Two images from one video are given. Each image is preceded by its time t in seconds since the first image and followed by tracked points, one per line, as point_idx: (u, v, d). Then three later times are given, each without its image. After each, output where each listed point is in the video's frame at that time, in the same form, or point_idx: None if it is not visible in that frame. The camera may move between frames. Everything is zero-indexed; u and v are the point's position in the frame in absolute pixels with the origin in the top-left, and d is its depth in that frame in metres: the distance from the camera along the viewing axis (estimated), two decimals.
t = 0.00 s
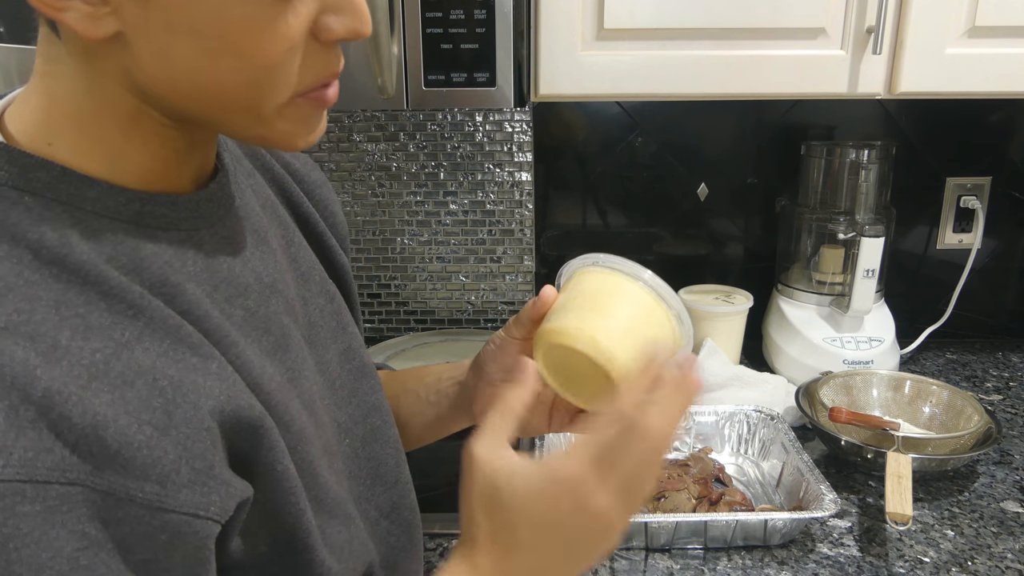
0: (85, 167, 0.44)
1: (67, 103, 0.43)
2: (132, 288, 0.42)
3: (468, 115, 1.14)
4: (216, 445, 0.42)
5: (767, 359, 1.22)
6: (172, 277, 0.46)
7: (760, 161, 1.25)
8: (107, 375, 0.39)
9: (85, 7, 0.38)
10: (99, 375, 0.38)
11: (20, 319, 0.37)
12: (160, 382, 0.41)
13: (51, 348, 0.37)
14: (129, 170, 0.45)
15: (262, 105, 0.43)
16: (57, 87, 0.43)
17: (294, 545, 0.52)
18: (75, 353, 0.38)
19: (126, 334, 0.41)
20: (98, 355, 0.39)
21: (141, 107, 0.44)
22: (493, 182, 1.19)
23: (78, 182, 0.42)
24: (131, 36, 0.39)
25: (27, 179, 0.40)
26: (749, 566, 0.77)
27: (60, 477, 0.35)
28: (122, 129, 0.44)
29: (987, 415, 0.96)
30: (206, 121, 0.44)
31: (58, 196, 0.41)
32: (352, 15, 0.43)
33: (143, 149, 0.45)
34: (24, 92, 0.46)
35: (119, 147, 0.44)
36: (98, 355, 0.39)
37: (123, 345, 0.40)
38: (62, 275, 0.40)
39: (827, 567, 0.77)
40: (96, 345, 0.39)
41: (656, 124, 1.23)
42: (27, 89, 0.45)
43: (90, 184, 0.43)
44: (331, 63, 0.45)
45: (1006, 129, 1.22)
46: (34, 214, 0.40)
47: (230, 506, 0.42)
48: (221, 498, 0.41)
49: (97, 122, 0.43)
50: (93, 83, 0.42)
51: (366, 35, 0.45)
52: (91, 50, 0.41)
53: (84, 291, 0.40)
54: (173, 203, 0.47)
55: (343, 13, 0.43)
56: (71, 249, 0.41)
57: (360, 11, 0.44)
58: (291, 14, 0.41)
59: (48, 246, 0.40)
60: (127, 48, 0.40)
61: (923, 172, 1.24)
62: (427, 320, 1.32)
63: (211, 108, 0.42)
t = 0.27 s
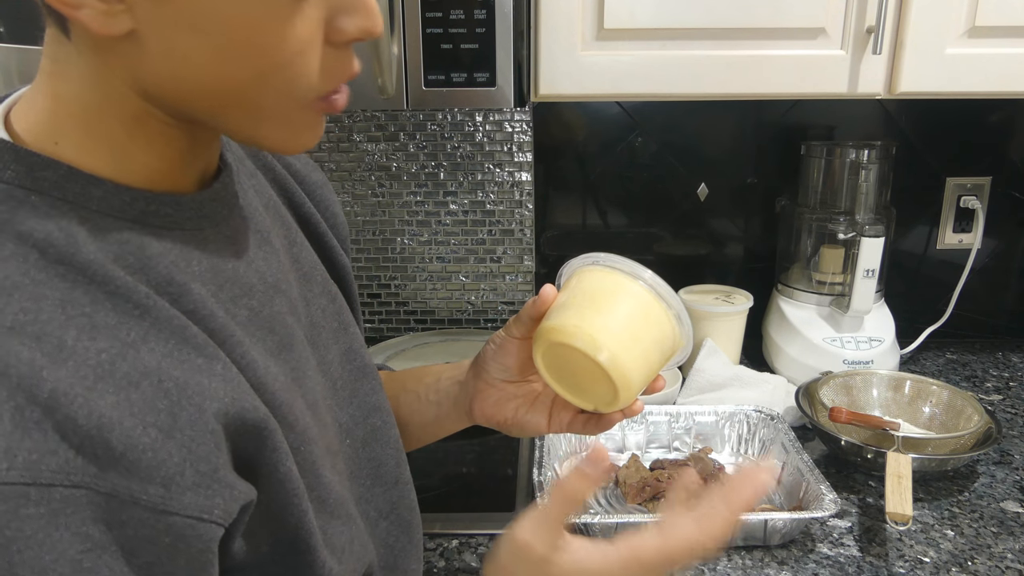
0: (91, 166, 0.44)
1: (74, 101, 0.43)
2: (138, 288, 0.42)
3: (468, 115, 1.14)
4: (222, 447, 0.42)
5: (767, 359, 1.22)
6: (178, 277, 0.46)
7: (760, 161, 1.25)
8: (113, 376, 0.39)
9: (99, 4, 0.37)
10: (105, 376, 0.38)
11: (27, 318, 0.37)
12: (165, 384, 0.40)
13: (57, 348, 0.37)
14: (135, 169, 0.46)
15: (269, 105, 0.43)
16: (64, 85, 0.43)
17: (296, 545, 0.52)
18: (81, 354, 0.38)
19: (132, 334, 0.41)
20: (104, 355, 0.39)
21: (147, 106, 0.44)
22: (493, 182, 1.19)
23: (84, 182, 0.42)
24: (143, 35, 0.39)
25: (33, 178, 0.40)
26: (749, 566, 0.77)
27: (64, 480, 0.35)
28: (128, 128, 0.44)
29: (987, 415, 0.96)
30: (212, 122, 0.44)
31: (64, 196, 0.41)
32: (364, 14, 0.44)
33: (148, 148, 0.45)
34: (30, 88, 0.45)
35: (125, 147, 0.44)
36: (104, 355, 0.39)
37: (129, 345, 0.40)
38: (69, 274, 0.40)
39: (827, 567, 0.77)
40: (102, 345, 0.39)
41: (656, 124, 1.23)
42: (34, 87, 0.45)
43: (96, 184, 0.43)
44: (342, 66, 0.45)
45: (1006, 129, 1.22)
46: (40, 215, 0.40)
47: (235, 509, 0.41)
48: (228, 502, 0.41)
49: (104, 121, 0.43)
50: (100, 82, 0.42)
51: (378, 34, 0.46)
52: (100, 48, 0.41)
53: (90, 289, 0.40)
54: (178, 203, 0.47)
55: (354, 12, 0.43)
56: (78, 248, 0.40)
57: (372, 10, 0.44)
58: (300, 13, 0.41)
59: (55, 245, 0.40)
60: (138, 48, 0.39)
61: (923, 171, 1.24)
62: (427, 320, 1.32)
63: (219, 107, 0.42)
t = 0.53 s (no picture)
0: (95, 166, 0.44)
1: (79, 100, 0.43)
2: (138, 289, 0.42)
3: (468, 115, 1.14)
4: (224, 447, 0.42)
5: (767, 359, 1.22)
6: (179, 278, 0.46)
7: (760, 161, 1.25)
8: (115, 377, 0.39)
9: (109, 5, 0.37)
10: (106, 377, 0.38)
11: (28, 319, 0.37)
12: (166, 385, 0.40)
13: (59, 348, 0.37)
14: (138, 170, 0.46)
15: (273, 111, 0.43)
16: (69, 84, 0.43)
17: (298, 545, 0.52)
18: (83, 354, 0.38)
19: (133, 334, 0.41)
20: (105, 355, 0.39)
21: (152, 107, 0.44)
22: (493, 182, 1.19)
23: (86, 183, 0.42)
24: (152, 36, 0.39)
25: (35, 178, 0.40)
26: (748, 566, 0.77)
27: (64, 481, 0.35)
28: (131, 128, 0.44)
29: (987, 415, 0.96)
30: (215, 124, 0.44)
31: (67, 196, 0.41)
32: (371, 27, 0.44)
33: (152, 148, 0.45)
34: (34, 87, 0.45)
35: (128, 147, 0.44)
36: (105, 356, 0.39)
37: (130, 346, 0.40)
38: (70, 274, 0.40)
39: (827, 567, 0.77)
40: (103, 346, 0.39)
41: (656, 123, 1.23)
42: (38, 86, 0.45)
43: (98, 184, 0.43)
44: (346, 75, 0.46)
45: (1006, 129, 1.22)
46: (42, 215, 0.40)
47: (235, 509, 0.41)
48: (228, 501, 0.41)
49: (108, 120, 0.43)
50: (106, 82, 0.42)
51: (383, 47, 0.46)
52: (108, 48, 0.41)
53: (92, 290, 0.40)
54: (179, 203, 0.47)
55: (362, 25, 0.43)
56: (80, 249, 0.40)
57: (379, 22, 0.44)
58: (309, 23, 0.41)
59: (57, 246, 0.40)
60: (146, 48, 0.39)
61: (923, 171, 1.24)
62: (427, 320, 1.32)
63: (224, 110, 0.42)
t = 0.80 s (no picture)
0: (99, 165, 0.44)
1: (82, 99, 0.43)
2: (141, 288, 0.42)
3: (468, 115, 1.14)
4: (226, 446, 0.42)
5: (767, 359, 1.22)
6: (182, 277, 0.46)
7: (760, 161, 1.25)
8: (118, 375, 0.39)
9: (112, 4, 0.37)
10: (109, 375, 0.38)
11: (31, 317, 0.37)
12: (169, 384, 0.41)
13: (61, 346, 0.37)
14: (142, 168, 0.46)
15: (277, 109, 0.43)
16: (73, 83, 0.43)
17: (300, 545, 0.52)
18: (85, 353, 0.38)
19: (136, 333, 0.41)
20: (107, 353, 0.39)
21: (155, 106, 0.44)
22: (493, 182, 1.19)
23: (90, 181, 0.42)
24: (156, 35, 0.39)
25: (38, 176, 0.40)
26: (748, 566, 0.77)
27: (67, 479, 0.35)
28: (136, 127, 0.44)
29: (987, 415, 0.96)
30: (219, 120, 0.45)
31: (70, 194, 0.41)
32: (373, 25, 0.44)
33: (155, 147, 0.45)
34: (38, 87, 0.45)
35: (132, 146, 0.44)
36: (108, 354, 0.39)
37: (133, 345, 0.40)
38: (73, 273, 0.40)
39: (827, 567, 0.77)
40: (106, 344, 0.39)
41: (656, 124, 1.23)
42: (41, 85, 0.45)
43: (101, 182, 0.43)
44: (349, 74, 0.46)
45: (1006, 129, 1.22)
46: (45, 214, 0.40)
47: (237, 508, 0.41)
48: (230, 500, 0.41)
49: (112, 119, 0.43)
50: (111, 81, 0.42)
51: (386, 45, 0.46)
52: (112, 47, 0.41)
53: (94, 289, 0.40)
54: (182, 202, 0.47)
55: (364, 23, 0.43)
56: (83, 248, 0.40)
57: (380, 21, 0.44)
58: (312, 21, 0.41)
59: (60, 244, 0.40)
60: (151, 47, 0.40)
61: (923, 171, 1.24)
62: (427, 320, 1.32)
63: (228, 108, 0.42)
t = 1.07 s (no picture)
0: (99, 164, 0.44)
1: (83, 99, 0.43)
2: (145, 288, 0.42)
3: (468, 115, 1.14)
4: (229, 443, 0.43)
5: (767, 359, 1.22)
6: (184, 278, 0.46)
7: (761, 161, 1.25)
8: (123, 374, 0.39)
9: (117, 4, 0.37)
10: (114, 375, 0.38)
11: (36, 316, 0.37)
12: (174, 383, 0.41)
13: (66, 346, 0.37)
14: (143, 168, 0.46)
15: (280, 109, 0.43)
16: (75, 84, 0.43)
17: (300, 545, 0.52)
18: (90, 352, 0.38)
19: (139, 333, 0.41)
20: (111, 353, 0.39)
21: (156, 106, 0.44)
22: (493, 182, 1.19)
23: (93, 180, 0.42)
24: (160, 35, 0.39)
25: (41, 176, 0.40)
26: (749, 566, 0.77)
27: (74, 477, 0.35)
28: (137, 126, 0.44)
29: (987, 415, 0.96)
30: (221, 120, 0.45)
31: (74, 193, 0.41)
32: (376, 22, 0.44)
33: (156, 147, 0.45)
34: (38, 87, 0.45)
35: (133, 146, 0.44)
36: (112, 354, 0.39)
37: (136, 345, 0.40)
38: (76, 273, 0.40)
39: (827, 567, 0.77)
40: (110, 344, 0.39)
41: (656, 124, 1.23)
42: (42, 85, 0.45)
43: (104, 182, 0.43)
44: (352, 73, 0.46)
45: (1006, 129, 1.22)
46: (50, 214, 0.40)
47: (240, 506, 0.42)
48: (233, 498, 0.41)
49: (114, 119, 0.43)
50: (113, 81, 0.42)
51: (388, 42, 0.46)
52: (115, 47, 0.41)
53: (97, 289, 0.40)
54: (185, 202, 0.47)
55: (367, 20, 0.43)
56: (86, 248, 0.40)
57: (384, 18, 0.44)
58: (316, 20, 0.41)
59: (64, 244, 0.40)
60: (154, 47, 0.40)
61: (923, 171, 1.24)
62: (427, 320, 1.32)
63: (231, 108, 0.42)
